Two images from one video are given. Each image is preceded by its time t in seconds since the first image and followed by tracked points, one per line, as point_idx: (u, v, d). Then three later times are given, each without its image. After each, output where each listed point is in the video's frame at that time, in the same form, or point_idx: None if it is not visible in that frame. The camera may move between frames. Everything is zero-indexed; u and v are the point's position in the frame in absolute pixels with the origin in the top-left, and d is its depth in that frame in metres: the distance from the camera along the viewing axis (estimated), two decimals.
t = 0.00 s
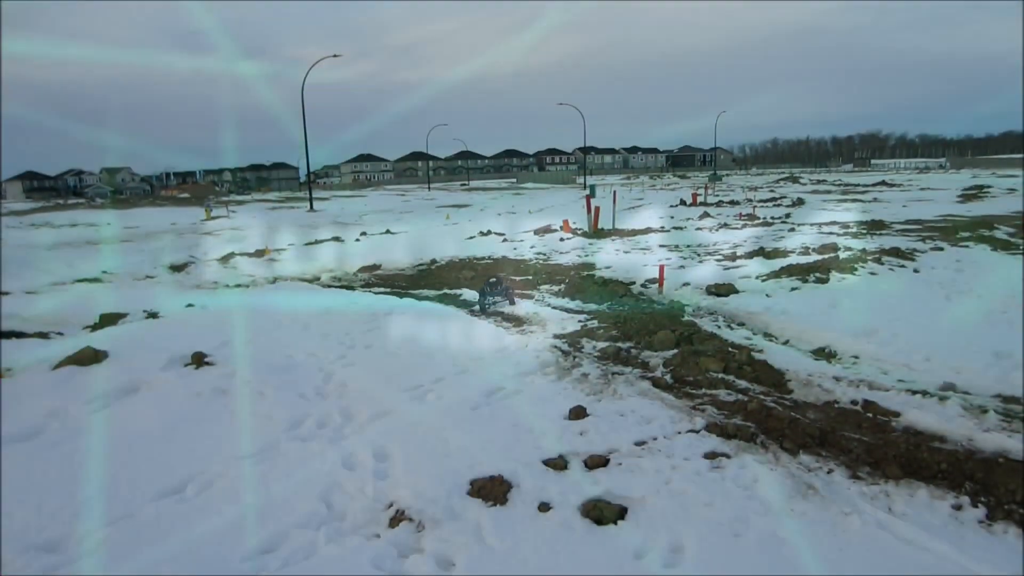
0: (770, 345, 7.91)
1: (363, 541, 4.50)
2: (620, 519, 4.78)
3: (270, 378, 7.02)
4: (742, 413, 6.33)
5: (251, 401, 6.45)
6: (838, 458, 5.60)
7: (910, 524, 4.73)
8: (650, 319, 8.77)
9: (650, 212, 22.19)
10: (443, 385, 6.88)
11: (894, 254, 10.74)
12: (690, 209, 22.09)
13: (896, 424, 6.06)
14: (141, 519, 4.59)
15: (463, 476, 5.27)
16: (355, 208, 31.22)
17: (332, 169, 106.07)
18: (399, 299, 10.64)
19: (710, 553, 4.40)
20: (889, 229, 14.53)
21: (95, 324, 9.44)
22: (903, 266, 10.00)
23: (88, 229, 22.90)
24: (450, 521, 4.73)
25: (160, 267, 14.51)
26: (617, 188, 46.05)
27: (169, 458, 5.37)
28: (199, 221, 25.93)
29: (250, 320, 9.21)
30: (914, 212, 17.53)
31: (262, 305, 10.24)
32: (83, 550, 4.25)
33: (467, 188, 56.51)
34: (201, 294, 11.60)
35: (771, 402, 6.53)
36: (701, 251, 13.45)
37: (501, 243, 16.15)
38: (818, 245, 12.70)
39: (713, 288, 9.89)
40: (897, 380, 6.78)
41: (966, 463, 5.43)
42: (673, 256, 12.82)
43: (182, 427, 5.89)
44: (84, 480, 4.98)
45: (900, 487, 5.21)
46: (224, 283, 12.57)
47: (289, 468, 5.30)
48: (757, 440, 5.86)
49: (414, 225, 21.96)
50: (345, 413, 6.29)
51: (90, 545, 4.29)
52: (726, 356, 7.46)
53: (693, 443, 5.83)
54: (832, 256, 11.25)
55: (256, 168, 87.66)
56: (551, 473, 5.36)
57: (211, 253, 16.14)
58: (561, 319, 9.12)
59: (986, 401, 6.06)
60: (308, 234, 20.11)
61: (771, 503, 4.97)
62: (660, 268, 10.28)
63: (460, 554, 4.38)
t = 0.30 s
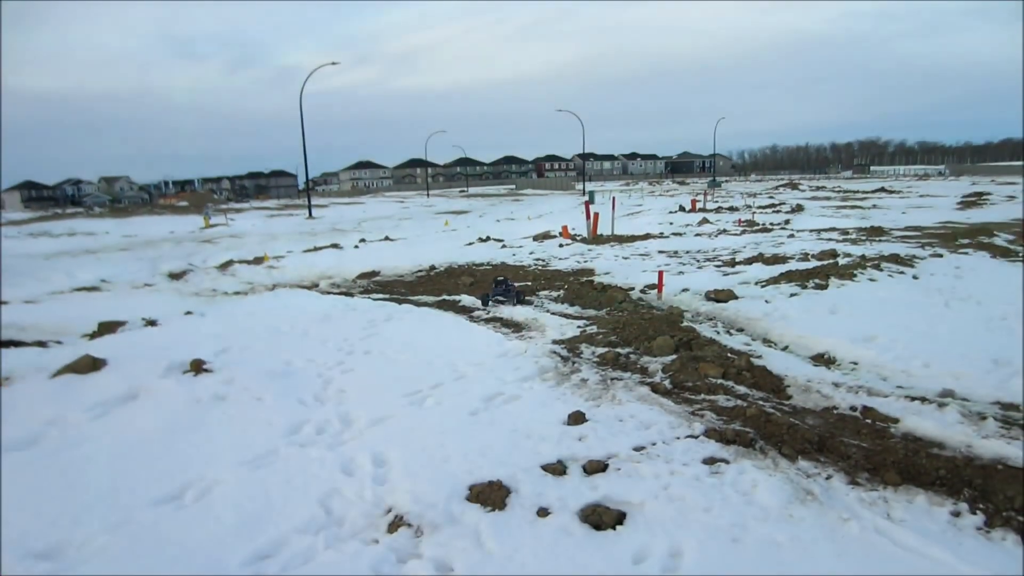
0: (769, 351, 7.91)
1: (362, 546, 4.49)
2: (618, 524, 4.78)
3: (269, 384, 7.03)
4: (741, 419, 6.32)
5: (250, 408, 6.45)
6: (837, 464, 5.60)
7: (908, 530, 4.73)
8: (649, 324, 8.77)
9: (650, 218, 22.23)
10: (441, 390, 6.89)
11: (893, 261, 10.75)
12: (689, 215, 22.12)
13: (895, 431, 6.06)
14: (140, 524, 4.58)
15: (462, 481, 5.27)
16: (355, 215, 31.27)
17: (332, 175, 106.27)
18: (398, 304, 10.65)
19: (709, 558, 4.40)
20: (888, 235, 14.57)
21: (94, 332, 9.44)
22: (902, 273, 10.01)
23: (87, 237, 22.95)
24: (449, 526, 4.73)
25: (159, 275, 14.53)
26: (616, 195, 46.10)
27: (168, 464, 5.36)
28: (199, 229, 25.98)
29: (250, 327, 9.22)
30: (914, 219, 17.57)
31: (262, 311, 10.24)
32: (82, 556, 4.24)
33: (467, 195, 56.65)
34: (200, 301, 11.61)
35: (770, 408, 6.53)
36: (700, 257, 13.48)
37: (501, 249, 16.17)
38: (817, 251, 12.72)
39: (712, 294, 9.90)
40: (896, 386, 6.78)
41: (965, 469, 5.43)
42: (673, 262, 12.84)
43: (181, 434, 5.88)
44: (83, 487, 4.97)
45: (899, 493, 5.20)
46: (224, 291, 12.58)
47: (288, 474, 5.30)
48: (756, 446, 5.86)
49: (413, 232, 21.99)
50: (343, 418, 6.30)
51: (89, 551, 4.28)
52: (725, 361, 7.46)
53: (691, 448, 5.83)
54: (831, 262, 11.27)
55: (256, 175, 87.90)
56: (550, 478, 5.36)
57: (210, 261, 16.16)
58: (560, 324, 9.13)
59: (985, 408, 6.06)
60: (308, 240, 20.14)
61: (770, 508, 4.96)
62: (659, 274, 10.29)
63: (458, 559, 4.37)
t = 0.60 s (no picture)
0: (770, 342, 7.91)
1: (364, 537, 4.51)
2: (619, 515, 4.79)
3: (270, 377, 7.03)
4: (742, 410, 6.33)
5: (251, 401, 6.46)
6: (838, 455, 5.61)
7: (909, 520, 4.74)
8: (650, 315, 8.76)
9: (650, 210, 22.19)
10: (442, 383, 6.89)
11: (893, 252, 10.74)
12: (690, 208, 22.09)
13: (896, 421, 6.07)
14: (142, 518, 4.58)
15: (463, 472, 5.28)
16: (355, 210, 31.21)
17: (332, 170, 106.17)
18: (398, 297, 10.64)
19: (710, 548, 4.41)
20: (888, 227, 14.56)
21: (95, 327, 9.44)
22: (903, 264, 10.01)
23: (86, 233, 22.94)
24: (450, 517, 4.74)
25: (160, 270, 14.52)
26: (616, 188, 46.03)
27: (169, 458, 5.37)
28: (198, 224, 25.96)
29: (250, 322, 9.21)
30: (914, 211, 17.54)
31: (262, 306, 10.24)
32: (84, 549, 4.24)
33: (467, 189, 56.58)
34: (200, 296, 11.61)
35: (770, 399, 6.53)
36: (700, 249, 13.47)
37: (501, 242, 16.15)
38: (818, 243, 12.71)
39: (713, 286, 9.89)
40: (897, 377, 6.79)
41: (965, 460, 5.44)
42: (673, 255, 12.84)
43: (182, 428, 5.89)
44: (85, 482, 4.98)
45: (899, 483, 5.21)
46: (224, 285, 12.57)
47: (289, 466, 5.31)
48: (756, 437, 5.87)
49: (412, 226, 21.96)
50: (344, 411, 6.31)
51: (91, 544, 4.29)
52: (725, 353, 7.46)
53: (692, 439, 5.84)
54: (831, 254, 11.26)
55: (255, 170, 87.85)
56: (551, 469, 5.37)
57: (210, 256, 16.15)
58: (560, 316, 9.13)
59: (985, 399, 6.06)
60: (307, 235, 20.12)
61: (770, 499, 4.97)
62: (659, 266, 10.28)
63: (460, 549, 4.38)
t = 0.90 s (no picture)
0: (770, 336, 7.91)
1: (364, 528, 4.52)
2: (619, 508, 4.80)
3: (270, 368, 7.04)
4: (742, 403, 6.33)
5: (252, 392, 6.47)
6: (838, 449, 5.62)
7: (908, 515, 4.75)
8: (651, 309, 8.76)
9: (651, 204, 22.15)
10: (443, 375, 6.89)
11: (895, 247, 10.73)
12: (691, 202, 22.03)
13: (895, 416, 6.08)
14: (143, 508, 4.59)
15: (463, 464, 5.29)
16: (356, 202, 31.13)
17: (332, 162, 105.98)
18: (399, 289, 10.63)
19: (709, 541, 4.42)
20: (890, 222, 14.52)
21: (95, 318, 9.43)
22: (904, 259, 10.00)
23: (86, 223, 22.90)
24: (451, 509, 4.76)
25: (160, 260, 14.51)
26: (617, 182, 45.88)
27: (171, 449, 5.37)
28: (199, 215, 25.93)
29: (251, 313, 9.21)
30: (916, 206, 17.50)
31: (263, 297, 10.24)
32: (86, 538, 4.25)
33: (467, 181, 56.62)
34: (200, 287, 11.60)
35: (771, 393, 6.54)
36: (702, 243, 13.44)
37: (502, 235, 16.13)
38: (820, 237, 12.69)
39: (714, 280, 9.88)
40: (897, 372, 6.80)
41: (965, 455, 5.45)
42: (674, 249, 12.82)
43: (182, 419, 5.89)
44: (86, 472, 4.98)
45: (899, 478, 5.22)
46: (224, 276, 12.56)
47: (290, 457, 5.31)
48: (757, 431, 5.88)
49: (413, 218, 21.92)
50: (345, 402, 6.31)
51: (93, 534, 4.29)
52: (726, 346, 7.45)
53: (692, 432, 5.85)
54: (833, 248, 11.24)
55: (256, 162, 87.84)
56: (551, 461, 5.38)
57: (210, 247, 16.14)
58: (561, 309, 9.12)
59: (986, 394, 6.06)
60: (308, 226, 20.09)
61: (770, 493, 4.98)
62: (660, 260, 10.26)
63: (460, 541, 4.40)
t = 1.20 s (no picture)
0: (773, 335, 7.90)
1: (366, 524, 4.53)
2: (621, 505, 4.81)
3: (273, 364, 7.04)
4: (744, 401, 6.32)
5: (254, 388, 6.48)
6: (840, 448, 5.62)
7: (910, 514, 4.75)
8: (654, 306, 8.74)
9: (653, 201, 22.11)
10: (445, 372, 6.89)
11: (898, 246, 10.70)
12: (693, 199, 21.99)
13: (898, 415, 6.07)
14: (146, 504, 4.60)
15: (465, 461, 5.30)
16: (358, 198, 31.14)
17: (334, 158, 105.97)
18: (401, 286, 10.63)
19: (711, 539, 4.43)
20: (893, 221, 14.49)
21: (98, 313, 9.45)
22: (907, 258, 9.97)
23: (89, 219, 22.93)
24: (453, 505, 4.76)
25: (162, 256, 14.54)
26: (619, 179, 45.80)
27: (173, 445, 5.38)
28: (201, 211, 25.96)
29: (253, 309, 9.22)
30: (919, 205, 17.45)
31: (265, 293, 10.24)
32: (89, 533, 4.26)
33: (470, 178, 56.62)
34: (203, 283, 11.61)
35: (774, 391, 6.53)
36: (704, 241, 13.42)
37: (504, 232, 16.13)
38: (823, 235, 12.65)
39: (716, 278, 9.86)
40: (900, 371, 6.79)
41: (968, 454, 5.44)
42: (676, 246, 12.80)
43: (185, 415, 5.89)
44: (89, 467, 4.99)
45: (902, 477, 5.22)
46: (227, 272, 12.57)
47: (292, 454, 5.32)
48: (759, 429, 5.88)
49: (415, 215, 21.93)
50: (347, 398, 6.32)
51: (95, 529, 4.30)
52: (729, 344, 7.44)
53: (694, 430, 5.84)
54: (836, 246, 11.22)
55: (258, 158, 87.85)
56: (553, 459, 5.38)
57: (212, 243, 16.16)
58: (563, 307, 9.11)
59: (989, 393, 6.05)
60: (310, 223, 20.09)
61: (772, 491, 4.98)
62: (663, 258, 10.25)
63: (462, 538, 4.41)
